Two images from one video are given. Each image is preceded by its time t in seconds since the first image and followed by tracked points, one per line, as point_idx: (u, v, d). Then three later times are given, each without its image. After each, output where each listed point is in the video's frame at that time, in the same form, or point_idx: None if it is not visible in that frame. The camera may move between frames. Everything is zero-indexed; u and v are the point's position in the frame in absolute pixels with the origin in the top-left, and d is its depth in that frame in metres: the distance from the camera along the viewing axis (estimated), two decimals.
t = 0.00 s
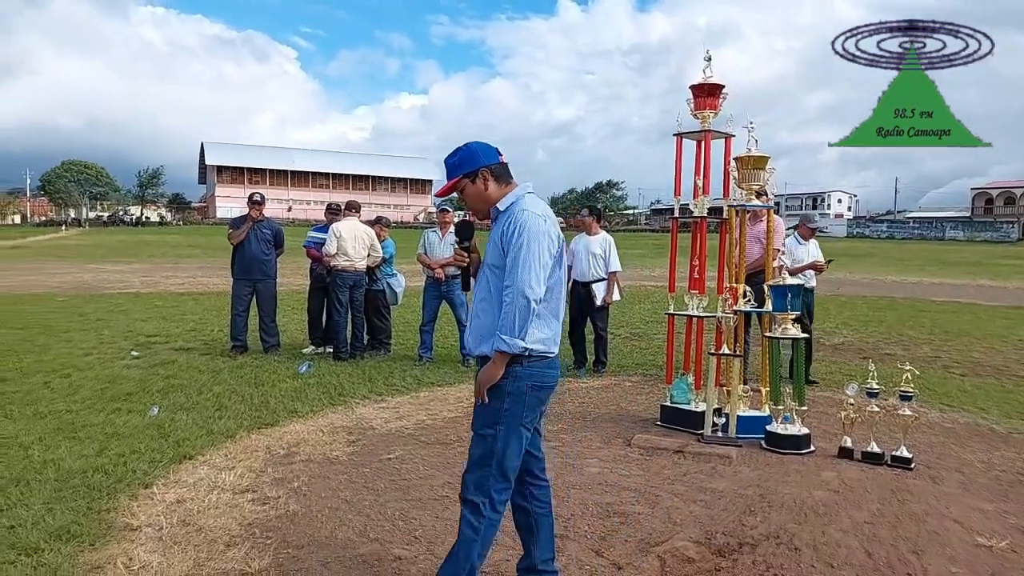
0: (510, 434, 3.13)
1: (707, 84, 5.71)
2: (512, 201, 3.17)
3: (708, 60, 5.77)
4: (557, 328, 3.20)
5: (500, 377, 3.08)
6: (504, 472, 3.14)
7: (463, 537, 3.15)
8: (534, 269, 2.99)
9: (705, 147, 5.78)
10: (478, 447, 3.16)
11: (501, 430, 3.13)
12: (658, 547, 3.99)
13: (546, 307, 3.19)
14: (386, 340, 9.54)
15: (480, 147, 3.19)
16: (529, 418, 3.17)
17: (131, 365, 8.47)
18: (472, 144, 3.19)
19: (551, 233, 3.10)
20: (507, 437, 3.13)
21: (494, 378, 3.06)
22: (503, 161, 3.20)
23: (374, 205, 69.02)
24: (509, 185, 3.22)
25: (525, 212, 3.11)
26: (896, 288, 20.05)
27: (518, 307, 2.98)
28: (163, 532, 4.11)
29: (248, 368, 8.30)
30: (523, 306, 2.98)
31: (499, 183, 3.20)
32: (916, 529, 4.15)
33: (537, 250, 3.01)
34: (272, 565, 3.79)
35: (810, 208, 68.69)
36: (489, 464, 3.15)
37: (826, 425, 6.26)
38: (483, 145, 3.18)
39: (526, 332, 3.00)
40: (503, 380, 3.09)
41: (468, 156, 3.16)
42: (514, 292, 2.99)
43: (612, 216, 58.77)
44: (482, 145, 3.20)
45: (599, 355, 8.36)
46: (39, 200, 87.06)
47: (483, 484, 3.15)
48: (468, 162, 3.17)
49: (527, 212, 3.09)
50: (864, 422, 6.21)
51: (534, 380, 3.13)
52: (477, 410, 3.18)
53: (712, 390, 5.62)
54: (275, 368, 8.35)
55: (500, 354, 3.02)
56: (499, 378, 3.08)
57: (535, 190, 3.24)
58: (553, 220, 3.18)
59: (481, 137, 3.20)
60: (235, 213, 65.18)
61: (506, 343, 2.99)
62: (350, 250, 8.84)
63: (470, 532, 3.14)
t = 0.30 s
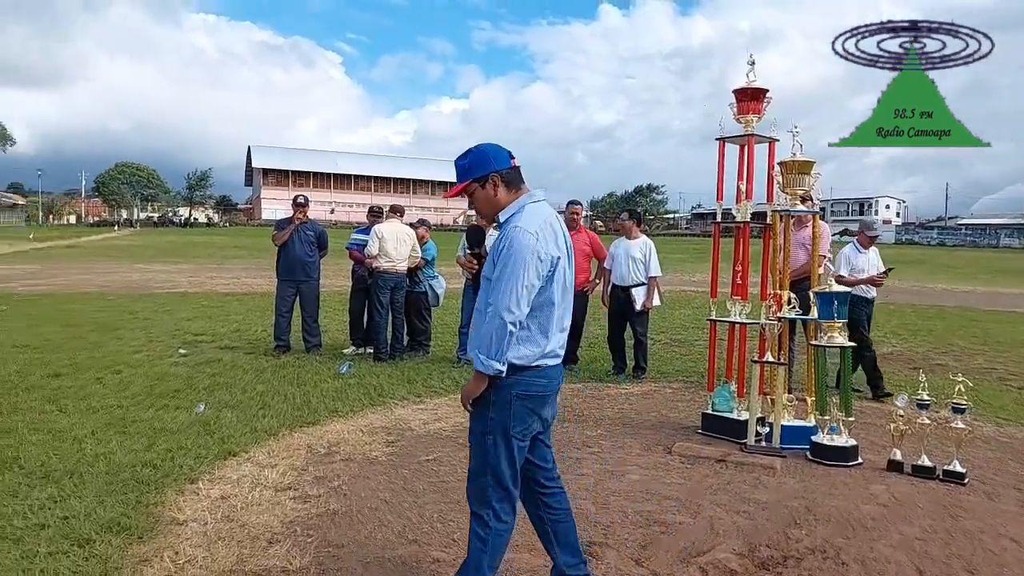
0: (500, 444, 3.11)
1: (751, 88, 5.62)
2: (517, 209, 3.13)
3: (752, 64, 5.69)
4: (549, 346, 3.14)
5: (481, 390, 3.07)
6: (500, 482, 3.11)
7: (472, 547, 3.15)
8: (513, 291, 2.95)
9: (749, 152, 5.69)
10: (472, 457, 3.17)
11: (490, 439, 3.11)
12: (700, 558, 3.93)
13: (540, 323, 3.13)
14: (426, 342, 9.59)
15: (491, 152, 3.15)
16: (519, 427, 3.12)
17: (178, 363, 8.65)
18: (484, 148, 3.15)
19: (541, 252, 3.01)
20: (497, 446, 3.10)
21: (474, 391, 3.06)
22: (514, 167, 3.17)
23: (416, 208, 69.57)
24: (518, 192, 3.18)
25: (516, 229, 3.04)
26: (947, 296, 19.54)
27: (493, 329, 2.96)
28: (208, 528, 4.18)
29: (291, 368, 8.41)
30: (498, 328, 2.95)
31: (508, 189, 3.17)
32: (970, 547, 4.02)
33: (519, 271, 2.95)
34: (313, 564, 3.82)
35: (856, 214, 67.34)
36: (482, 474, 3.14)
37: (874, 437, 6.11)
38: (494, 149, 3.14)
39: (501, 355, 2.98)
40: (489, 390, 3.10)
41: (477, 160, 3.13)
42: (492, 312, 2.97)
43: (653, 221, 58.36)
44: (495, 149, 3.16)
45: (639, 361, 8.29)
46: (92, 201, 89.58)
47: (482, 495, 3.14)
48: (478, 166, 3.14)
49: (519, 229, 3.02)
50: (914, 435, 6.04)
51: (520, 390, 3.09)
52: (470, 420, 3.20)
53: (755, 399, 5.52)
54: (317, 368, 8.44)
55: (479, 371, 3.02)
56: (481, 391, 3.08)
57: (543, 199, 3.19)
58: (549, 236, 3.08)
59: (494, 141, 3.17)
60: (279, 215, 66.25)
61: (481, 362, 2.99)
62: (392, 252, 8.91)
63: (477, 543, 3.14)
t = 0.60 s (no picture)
0: (494, 452, 3.10)
1: (790, 103, 5.58)
2: (508, 219, 3.11)
3: (792, 78, 5.64)
4: (534, 359, 3.09)
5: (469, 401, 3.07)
6: (497, 489, 3.11)
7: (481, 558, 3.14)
8: (491, 305, 2.92)
9: (787, 167, 5.63)
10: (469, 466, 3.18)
11: (483, 449, 3.11)
12: None
13: (528, 338, 3.10)
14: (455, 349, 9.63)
15: (479, 155, 3.11)
16: (510, 435, 3.11)
17: (212, 361, 8.78)
18: (471, 151, 3.12)
19: (527, 269, 2.98)
20: (490, 455, 3.10)
21: (460, 404, 3.05)
22: (505, 172, 3.15)
23: (448, 216, 69.94)
24: (510, 198, 3.16)
25: (503, 242, 3.00)
26: (988, 319, 19.12)
27: (470, 343, 2.94)
28: (238, 525, 4.23)
29: (321, 370, 8.49)
30: (474, 343, 2.93)
31: (499, 196, 3.15)
32: None
33: (500, 288, 2.93)
34: (338, 565, 3.85)
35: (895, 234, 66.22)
36: (480, 483, 3.13)
37: (908, 460, 5.99)
38: (481, 154, 3.10)
39: (481, 372, 2.96)
40: (479, 400, 3.11)
41: (465, 166, 3.10)
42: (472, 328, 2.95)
43: (686, 235, 57.98)
44: (482, 152, 3.12)
45: (668, 375, 8.24)
46: (133, 201, 91.45)
47: (483, 503, 3.14)
48: (467, 170, 3.11)
49: (505, 244, 2.98)
50: (950, 459, 5.91)
51: (511, 399, 3.09)
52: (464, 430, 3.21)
53: (787, 417, 5.44)
54: (347, 371, 8.52)
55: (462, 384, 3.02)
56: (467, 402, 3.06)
57: (534, 207, 3.17)
58: (536, 251, 3.03)
59: (483, 143, 3.13)
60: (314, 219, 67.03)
61: (460, 375, 2.99)
62: (424, 258, 8.98)
63: (485, 553, 3.13)
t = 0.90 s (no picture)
0: (496, 456, 3.10)
1: (806, 104, 5.56)
2: (503, 222, 3.11)
3: (807, 80, 5.62)
4: (539, 359, 3.12)
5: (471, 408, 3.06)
6: (502, 493, 3.12)
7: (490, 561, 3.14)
8: (505, 316, 2.90)
9: (802, 168, 5.61)
10: (471, 471, 3.17)
11: (487, 453, 3.11)
12: None
13: (530, 341, 3.11)
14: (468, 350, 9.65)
15: (472, 154, 3.10)
16: (512, 438, 3.11)
17: (227, 363, 8.83)
18: (464, 149, 3.11)
19: (533, 274, 2.98)
20: (494, 459, 3.10)
21: (463, 410, 3.04)
22: (498, 173, 3.14)
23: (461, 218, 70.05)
24: (503, 200, 3.16)
25: (507, 249, 2.97)
26: (1006, 322, 18.92)
27: (486, 356, 2.90)
28: (252, 525, 4.26)
29: (334, 371, 8.52)
30: (491, 356, 2.90)
31: (492, 198, 3.15)
32: None
33: (511, 295, 2.91)
34: (352, 565, 3.86)
35: (911, 236, 65.67)
36: (484, 487, 3.13)
37: (925, 464, 5.94)
38: (475, 152, 3.09)
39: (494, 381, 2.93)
40: (481, 406, 3.09)
41: (459, 165, 3.09)
42: (484, 337, 2.91)
43: (699, 237, 57.77)
44: (475, 150, 3.11)
45: (681, 378, 8.21)
46: (148, 203, 92.15)
47: (488, 507, 3.14)
48: (459, 171, 3.10)
49: (509, 249, 2.97)
50: (968, 464, 5.85)
51: (512, 403, 3.09)
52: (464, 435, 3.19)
53: (801, 420, 5.41)
54: (360, 372, 8.55)
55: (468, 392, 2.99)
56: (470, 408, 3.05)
57: (528, 210, 3.17)
58: (539, 255, 3.04)
59: (476, 143, 3.12)
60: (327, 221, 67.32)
61: (474, 389, 2.94)
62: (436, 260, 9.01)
63: (494, 556, 3.13)
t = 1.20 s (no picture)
0: (502, 456, 3.10)
1: (819, 104, 5.54)
2: (502, 222, 3.10)
3: (821, 79, 5.60)
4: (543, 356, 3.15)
5: (480, 409, 3.04)
6: (507, 492, 3.12)
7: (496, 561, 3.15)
8: (521, 313, 2.90)
9: (816, 168, 5.58)
10: (474, 471, 3.15)
11: (492, 452, 3.10)
12: None
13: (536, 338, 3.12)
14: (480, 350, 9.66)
15: (472, 150, 3.11)
16: (517, 438, 3.13)
17: (239, 363, 8.88)
18: (464, 145, 3.11)
19: (543, 271, 3.01)
20: (501, 458, 3.10)
21: (473, 411, 3.03)
22: (496, 171, 3.15)
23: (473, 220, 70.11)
24: (500, 199, 3.15)
25: (517, 246, 2.98)
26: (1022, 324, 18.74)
27: (503, 353, 2.90)
28: (265, 524, 4.28)
29: (346, 371, 8.56)
30: (508, 352, 2.89)
31: (490, 195, 3.14)
32: None
33: (527, 292, 2.91)
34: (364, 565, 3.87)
35: (925, 237, 65.20)
36: (488, 487, 3.13)
37: (939, 466, 5.91)
38: (475, 148, 3.10)
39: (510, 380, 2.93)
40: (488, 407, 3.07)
41: (458, 160, 3.09)
42: (501, 335, 2.90)
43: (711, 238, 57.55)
44: (475, 147, 3.12)
45: (693, 379, 8.19)
46: (162, 204, 92.79)
47: (492, 507, 3.14)
48: (458, 165, 3.11)
49: (520, 247, 2.98)
50: (983, 467, 5.80)
51: (518, 403, 3.09)
52: (466, 435, 3.15)
53: (814, 422, 5.39)
54: (372, 373, 8.57)
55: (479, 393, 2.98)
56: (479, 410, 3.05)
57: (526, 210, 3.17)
58: (544, 252, 3.06)
59: (476, 140, 3.13)
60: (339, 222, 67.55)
61: (489, 386, 2.93)
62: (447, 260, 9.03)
63: (499, 555, 3.13)
